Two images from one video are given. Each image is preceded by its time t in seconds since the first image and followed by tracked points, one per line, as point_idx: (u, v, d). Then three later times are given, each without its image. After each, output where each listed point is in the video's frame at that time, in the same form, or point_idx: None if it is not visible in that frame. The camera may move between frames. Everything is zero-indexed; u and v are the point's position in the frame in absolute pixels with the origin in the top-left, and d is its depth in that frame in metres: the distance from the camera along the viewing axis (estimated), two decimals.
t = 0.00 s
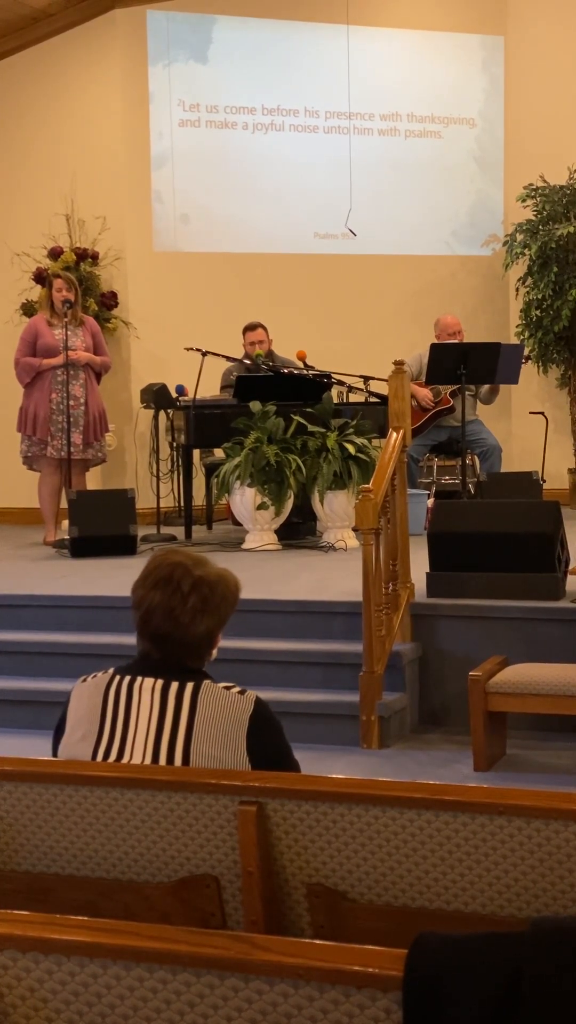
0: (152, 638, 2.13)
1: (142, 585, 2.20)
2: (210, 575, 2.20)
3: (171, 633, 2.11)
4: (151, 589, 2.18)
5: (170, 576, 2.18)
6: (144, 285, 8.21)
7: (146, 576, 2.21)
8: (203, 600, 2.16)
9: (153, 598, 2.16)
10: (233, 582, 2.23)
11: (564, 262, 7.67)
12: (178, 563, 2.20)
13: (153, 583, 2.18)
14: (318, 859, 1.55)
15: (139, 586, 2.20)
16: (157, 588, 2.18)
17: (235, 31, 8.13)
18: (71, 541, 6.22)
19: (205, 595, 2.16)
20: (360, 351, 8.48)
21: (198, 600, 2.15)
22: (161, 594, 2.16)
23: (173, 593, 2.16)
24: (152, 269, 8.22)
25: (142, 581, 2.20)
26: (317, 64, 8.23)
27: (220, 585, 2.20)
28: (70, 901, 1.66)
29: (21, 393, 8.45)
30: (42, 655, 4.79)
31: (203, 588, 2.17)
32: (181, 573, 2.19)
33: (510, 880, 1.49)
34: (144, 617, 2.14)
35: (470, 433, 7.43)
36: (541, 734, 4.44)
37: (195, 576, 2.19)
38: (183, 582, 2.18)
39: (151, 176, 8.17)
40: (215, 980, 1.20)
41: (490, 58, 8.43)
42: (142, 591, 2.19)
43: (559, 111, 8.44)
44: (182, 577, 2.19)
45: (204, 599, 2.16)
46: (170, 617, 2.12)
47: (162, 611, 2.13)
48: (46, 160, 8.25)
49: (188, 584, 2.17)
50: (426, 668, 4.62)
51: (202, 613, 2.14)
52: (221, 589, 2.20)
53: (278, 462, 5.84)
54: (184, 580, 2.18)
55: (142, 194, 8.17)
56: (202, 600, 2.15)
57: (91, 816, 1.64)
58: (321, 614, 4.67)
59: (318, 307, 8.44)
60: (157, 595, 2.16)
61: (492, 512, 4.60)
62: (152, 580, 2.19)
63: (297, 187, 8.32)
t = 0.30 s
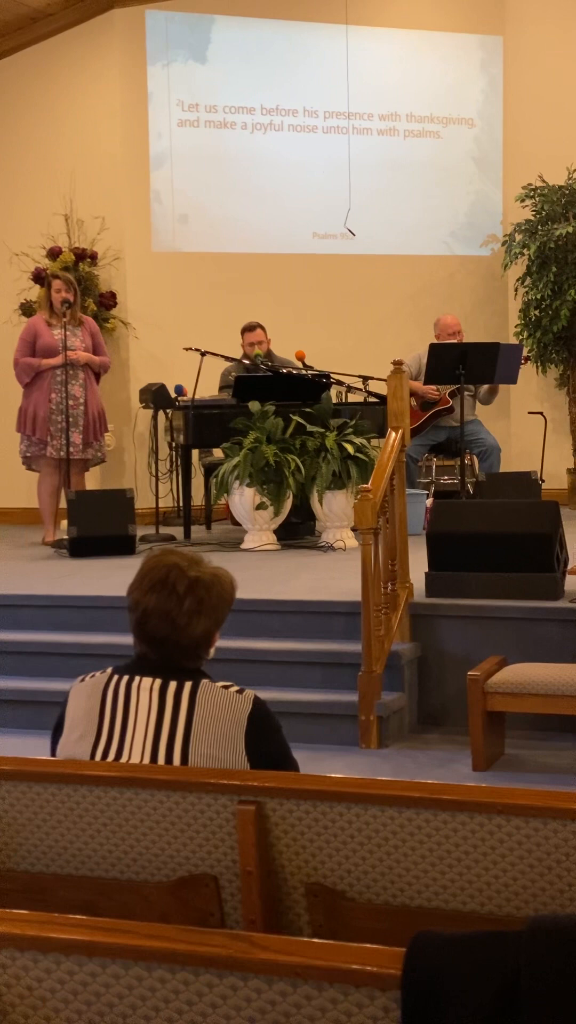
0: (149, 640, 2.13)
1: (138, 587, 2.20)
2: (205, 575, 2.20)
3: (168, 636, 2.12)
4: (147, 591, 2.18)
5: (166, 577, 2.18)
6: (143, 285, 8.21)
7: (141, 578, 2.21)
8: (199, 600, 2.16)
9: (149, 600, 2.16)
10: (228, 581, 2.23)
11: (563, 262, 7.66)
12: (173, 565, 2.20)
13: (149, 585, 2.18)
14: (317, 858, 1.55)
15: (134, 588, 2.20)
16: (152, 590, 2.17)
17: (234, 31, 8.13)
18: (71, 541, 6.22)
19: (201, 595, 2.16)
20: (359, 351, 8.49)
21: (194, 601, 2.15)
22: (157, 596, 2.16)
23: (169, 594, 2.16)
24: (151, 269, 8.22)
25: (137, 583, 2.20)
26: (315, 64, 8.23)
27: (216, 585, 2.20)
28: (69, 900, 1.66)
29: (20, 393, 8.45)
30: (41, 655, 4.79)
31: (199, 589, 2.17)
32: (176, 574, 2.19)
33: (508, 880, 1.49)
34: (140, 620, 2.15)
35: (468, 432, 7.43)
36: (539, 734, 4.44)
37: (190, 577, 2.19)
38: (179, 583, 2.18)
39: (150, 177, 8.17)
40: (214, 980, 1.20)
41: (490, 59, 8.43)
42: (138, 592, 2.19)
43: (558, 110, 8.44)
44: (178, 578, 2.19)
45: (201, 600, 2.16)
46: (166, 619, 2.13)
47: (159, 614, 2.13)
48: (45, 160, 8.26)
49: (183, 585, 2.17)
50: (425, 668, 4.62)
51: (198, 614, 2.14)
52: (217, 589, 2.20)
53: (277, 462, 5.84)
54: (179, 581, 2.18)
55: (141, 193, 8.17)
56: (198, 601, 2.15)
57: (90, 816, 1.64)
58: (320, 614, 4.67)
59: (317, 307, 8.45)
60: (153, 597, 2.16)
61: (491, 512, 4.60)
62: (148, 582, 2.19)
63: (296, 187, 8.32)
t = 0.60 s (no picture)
0: (147, 639, 2.13)
1: (136, 586, 2.20)
2: (204, 574, 2.20)
3: (166, 634, 2.11)
4: (146, 590, 2.18)
5: (164, 576, 2.18)
6: (142, 285, 8.21)
7: (140, 576, 2.21)
8: (198, 599, 2.16)
9: (148, 599, 2.15)
10: (226, 580, 2.23)
11: (562, 262, 7.66)
12: (172, 564, 2.20)
13: (147, 584, 2.18)
14: (315, 858, 1.55)
15: (133, 586, 2.20)
16: (151, 589, 2.17)
17: (232, 31, 8.13)
18: (70, 541, 6.22)
19: (200, 594, 2.16)
20: (358, 351, 8.49)
21: (192, 600, 2.15)
22: (155, 595, 2.16)
23: (167, 592, 2.16)
24: (150, 269, 8.22)
25: (136, 582, 2.20)
26: (314, 64, 8.23)
27: (214, 584, 2.20)
28: (68, 900, 1.66)
29: (19, 393, 8.45)
30: (40, 655, 4.79)
31: (197, 588, 2.17)
32: (175, 573, 2.19)
33: (507, 880, 1.49)
34: (139, 619, 2.15)
35: (467, 433, 7.43)
36: (537, 734, 4.45)
37: (189, 576, 2.19)
38: (178, 582, 2.17)
39: (148, 177, 8.16)
40: (213, 980, 1.20)
41: (489, 59, 8.43)
42: (137, 591, 2.19)
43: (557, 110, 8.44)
44: (176, 576, 2.18)
45: (199, 599, 2.16)
46: (165, 617, 2.13)
47: (158, 613, 2.13)
48: (44, 160, 8.27)
49: (182, 584, 2.17)
50: (424, 668, 4.62)
51: (197, 613, 2.14)
52: (215, 589, 2.20)
53: (276, 462, 5.84)
54: (178, 580, 2.18)
55: (140, 193, 8.17)
56: (197, 600, 2.15)
57: (89, 815, 1.64)
58: (319, 615, 4.67)
59: (315, 307, 8.45)
60: (151, 596, 2.16)
61: (490, 512, 4.60)
62: (146, 581, 2.19)
63: (295, 187, 8.32)
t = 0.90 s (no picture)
0: (148, 637, 2.13)
1: (137, 583, 2.20)
2: (205, 572, 2.21)
3: (168, 632, 2.11)
4: (147, 588, 2.18)
5: (166, 574, 2.18)
6: (142, 285, 8.22)
7: (141, 575, 2.21)
8: (199, 598, 2.16)
9: (149, 597, 2.16)
10: (227, 580, 2.23)
11: (562, 263, 7.66)
12: (173, 562, 2.21)
13: (149, 581, 2.19)
14: (315, 859, 1.55)
15: (134, 584, 2.20)
16: (153, 586, 2.18)
17: (232, 32, 8.14)
18: (70, 541, 6.22)
19: (202, 592, 2.17)
20: (358, 352, 8.49)
21: (194, 598, 2.16)
22: (157, 592, 2.16)
23: (169, 590, 2.17)
24: (150, 269, 8.22)
25: (138, 579, 2.20)
26: (315, 64, 8.24)
27: (216, 582, 2.20)
28: (67, 901, 1.66)
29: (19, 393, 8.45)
30: (41, 655, 4.79)
31: (199, 585, 2.18)
32: (176, 571, 2.19)
33: (506, 881, 1.49)
34: (140, 616, 2.15)
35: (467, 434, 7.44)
36: (537, 735, 4.44)
37: (191, 574, 2.19)
38: (180, 580, 2.18)
39: (149, 178, 8.17)
40: (212, 980, 1.20)
41: (489, 60, 8.43)
42: (138, 589, 2.19)
43: (557, 111, 8.44)
44: (178, 575, 2.19)
45: (201, 597, 2.16)
46: (166, 615, 2.13)
47: (159, 610, 2.14)
48: (44, 160, 8.28)
49: (184, 582, 2.17)
50: (423, 669, 4.62)
51: (199, 611, 2.14)
52: (217, 587, 2.20)
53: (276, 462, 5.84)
54: (180, 578, 2.18)
55: (140, 193, 8.17)
56: (199, 598, 2.16)
57: (88, 816, 1.64)
58: (318, 615, 4.67)
59: (316, 308, 8.45)
60: (153, 593, 2.17)
61: (489, 512, 4.61)
62: (148, 578, 2.19)
63: (295, 188, 8.31)
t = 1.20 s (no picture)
0: (152, 636, 2.13)
1: (141, 583, 2.21)
2: (209, 572, 2.22)
3: (171, 631, 2.12)
4: (151, 588, 2.19)
5: (171, 573, 2.20)
6: (144, 286, 8.23)
7: (145, 575, 2.22)
8: (203, 597, 2.17)
9: (153, 597, 2.17)
10: (231, 580, 2.25)
11: (564, 265, 7.66)
12: (177, 562, 2.22)
13: (153, 581, 2.19)
14: (318, 860, 1.55)
15: (138, 583, 2.21)
16: (157, 586, 2.19)
17: (235, 34, 8.15)
18: (72, 542, 6.22)
19: (206, 592, 2.18)
20: (360, 353, 8.49)
21: (198, 597, 2.17)
22: (161, 592, 2.18)
23: (173, 589, 2.18)
24: (152, 271, 8.23)
25: (142, 579, 2.21)
26: (317, 66, 8.24)
27: (220, 582, 2.21)
28: (69, 903, 1.66)
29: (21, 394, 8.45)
30: (43, 656, 4.79)
31: (203, 585, 2.19)
32: (181, 571, 2.20)
33: (510, 882, 1.49)
34: (144, 615, 2.15)
35: (469, 435, 7.43)
36: (539, 737, 4.44)
37: (194, 574, 2.20)
38: (184, 579, 2.19)
39: (151, 179, 8.17)
40: (214, 981, 1.20)
41: (491, 61, 8.43)
42: (142, 589, 2.20)
43: (559, 112, 8.44)
44: (182, 574, 2.20)
45: (205, 597, 2.17)
46: (170, 615, 2.14)
47: (163, 609, 2.15)
48: (46, 161, 8.28)
49: (188, 582, 2.19)
50: (425, 671, 4.62)
51: (202, 611, 2.15)
52: (221, 587, 2.21)
53: (278, 463, 5.84)
54: (184, 578, 2.19)
55: (142, 194, 8.18)
56: (203, 597, 2.17)
57: (90, 817, 1.64)
58: (320, 617, 4.67)
59: (318, 309, 8.45)
60: (157, 593, 2.18)
61: (491, 513, 4.63)
62: (152, 578, 2.20)
63: (297, 189, 8.32)
